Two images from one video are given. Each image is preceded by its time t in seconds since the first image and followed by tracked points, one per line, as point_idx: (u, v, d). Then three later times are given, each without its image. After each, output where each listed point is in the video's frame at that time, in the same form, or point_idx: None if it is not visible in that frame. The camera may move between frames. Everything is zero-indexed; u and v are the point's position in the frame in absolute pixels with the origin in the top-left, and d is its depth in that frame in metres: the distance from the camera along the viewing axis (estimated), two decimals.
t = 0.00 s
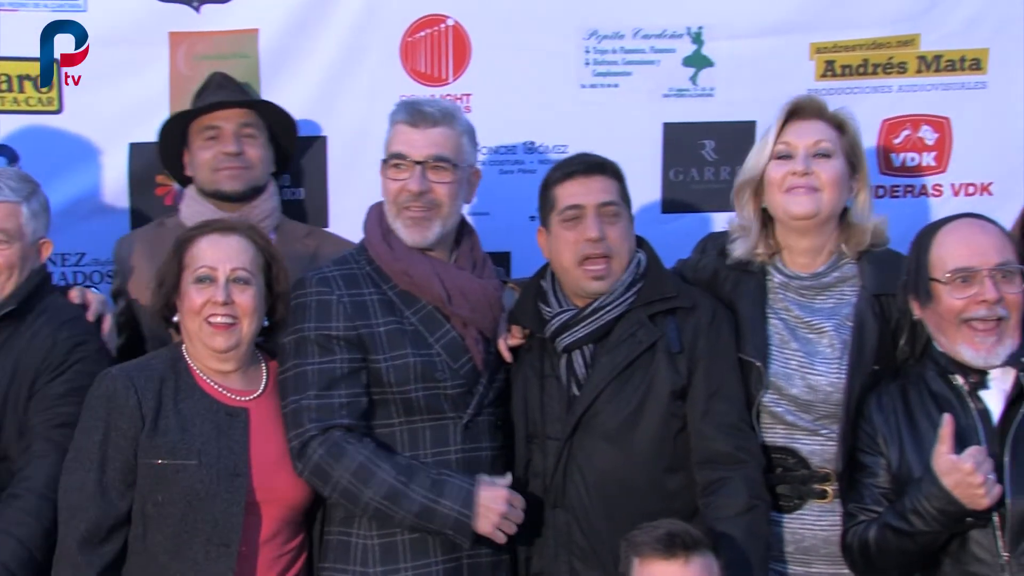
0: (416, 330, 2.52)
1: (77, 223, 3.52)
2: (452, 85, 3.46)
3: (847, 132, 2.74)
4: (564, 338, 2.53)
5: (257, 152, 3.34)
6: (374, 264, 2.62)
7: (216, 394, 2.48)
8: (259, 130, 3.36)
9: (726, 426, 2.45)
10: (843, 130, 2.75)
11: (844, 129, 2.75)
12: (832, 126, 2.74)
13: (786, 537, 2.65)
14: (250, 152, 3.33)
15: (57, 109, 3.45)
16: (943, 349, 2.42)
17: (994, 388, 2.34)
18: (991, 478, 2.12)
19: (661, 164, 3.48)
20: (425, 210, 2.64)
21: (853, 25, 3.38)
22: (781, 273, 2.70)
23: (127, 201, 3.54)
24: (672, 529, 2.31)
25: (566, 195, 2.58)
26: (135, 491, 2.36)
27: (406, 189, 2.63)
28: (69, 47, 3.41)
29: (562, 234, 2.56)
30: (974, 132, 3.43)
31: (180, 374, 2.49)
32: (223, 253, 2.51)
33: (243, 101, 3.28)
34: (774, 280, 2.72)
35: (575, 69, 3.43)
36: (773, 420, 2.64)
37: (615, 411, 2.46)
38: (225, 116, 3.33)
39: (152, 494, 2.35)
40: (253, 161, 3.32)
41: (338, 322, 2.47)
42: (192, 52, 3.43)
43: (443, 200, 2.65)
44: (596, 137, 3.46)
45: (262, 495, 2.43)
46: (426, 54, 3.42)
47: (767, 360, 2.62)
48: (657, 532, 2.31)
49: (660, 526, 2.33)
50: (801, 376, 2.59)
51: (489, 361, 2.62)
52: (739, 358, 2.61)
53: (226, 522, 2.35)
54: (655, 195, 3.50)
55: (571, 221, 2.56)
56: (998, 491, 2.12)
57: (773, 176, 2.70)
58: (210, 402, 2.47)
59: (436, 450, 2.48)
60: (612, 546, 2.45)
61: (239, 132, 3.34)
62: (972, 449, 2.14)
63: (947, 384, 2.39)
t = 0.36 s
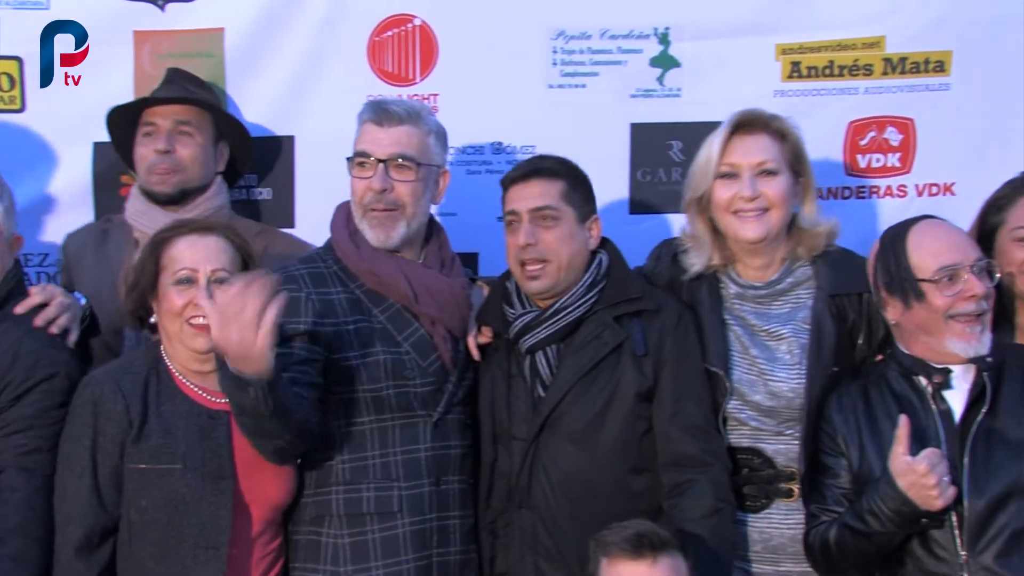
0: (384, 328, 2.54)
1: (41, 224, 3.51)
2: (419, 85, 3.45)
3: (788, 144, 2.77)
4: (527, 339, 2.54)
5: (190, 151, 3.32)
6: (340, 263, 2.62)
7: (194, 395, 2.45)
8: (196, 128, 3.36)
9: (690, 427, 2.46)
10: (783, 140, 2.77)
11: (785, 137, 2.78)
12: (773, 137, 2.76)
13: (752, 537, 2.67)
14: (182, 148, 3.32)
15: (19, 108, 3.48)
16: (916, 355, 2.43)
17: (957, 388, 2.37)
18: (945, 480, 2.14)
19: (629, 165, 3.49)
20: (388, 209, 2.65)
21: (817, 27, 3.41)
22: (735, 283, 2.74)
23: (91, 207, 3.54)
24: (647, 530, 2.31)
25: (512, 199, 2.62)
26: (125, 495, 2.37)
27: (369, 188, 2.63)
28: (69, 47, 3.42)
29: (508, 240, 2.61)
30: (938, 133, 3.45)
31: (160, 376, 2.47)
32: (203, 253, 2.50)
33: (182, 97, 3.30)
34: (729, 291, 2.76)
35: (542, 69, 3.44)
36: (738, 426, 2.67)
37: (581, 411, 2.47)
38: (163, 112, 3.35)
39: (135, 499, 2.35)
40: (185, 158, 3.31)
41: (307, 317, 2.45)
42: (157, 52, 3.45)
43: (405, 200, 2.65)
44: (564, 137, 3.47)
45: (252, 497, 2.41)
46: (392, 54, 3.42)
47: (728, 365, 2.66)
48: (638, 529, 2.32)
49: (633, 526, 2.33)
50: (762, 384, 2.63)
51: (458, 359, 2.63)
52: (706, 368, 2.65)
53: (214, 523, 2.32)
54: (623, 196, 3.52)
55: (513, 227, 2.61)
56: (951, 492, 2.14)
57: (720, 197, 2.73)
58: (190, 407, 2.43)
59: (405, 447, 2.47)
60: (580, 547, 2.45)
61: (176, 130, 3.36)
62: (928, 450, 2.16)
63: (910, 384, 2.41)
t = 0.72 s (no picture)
0: (361, 331, 2.52)
1: (6, 221, 3.51)
2: (387, 85, 3.47)
3: (739, 152, 2.78)
4: (497, 343, 2.55)
5: (159, 154, 3.29)
6: (317, 265, 2.60)
7: (160, 396, 2.46)
8: (163, 130, 3.31)
9: (658, 433, 2.47)
10: (734, 147, 2.78)
11: (736, 144, 2.78)
12: (725, 147, 2.76)
13: (720, 537, 2.69)
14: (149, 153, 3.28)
15: None
16: (879, 355, 2.45)
17: (918, 387, 2.41)
18: (910, 481, 2.17)
19: (597, 165, 3.51)
20: (385, 213, 2.65)
21: (783, 28, 3.43)
22: (698, 289, 2.76)
23: (55, 207, 3.53)
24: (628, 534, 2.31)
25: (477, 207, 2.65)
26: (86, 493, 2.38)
27: (368, 191, 2.62)
28: (69, 47, 3.44)
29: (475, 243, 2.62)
30: (906, 135, 3.46)
31: (125, 376, 2.48)
32: (168, 255, 2.49)
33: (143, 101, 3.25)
34: (693, 297, 2.77)
35: (510, 69, 3.45)
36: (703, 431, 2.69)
37: (550, 416, 2.47)
38: (129, 116, 3.31)
39: (97, 499, 2.35)
40: (151, 163, 3.27)
41: (282, 324, 2.44)
42: (123, 50, 3.46)
43: (401, 203, 2.66)
44: (532, 137, 3.48)
45: (213, 498, 2.42)
46: (360, 54, 3.43)
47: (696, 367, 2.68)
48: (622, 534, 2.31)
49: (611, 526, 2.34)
50: (727, 390, 2.64)
51: (432, 360, 2.62)
52: (677, 375, 2.66)
53: (175, 524, 2.33)
54: (591, 197, 3.54)
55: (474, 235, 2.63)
56: (917, 493, 2.17)
57: (675, 210, 2.75)
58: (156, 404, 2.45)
59: (376, 448, 2.48)
60: (543, 550, 2.46)
61: (145, 133, 3.31)
62: (895, 452, 2.21)
63: (872, 384, 2.44)
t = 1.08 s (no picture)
0: (332, 335, 2.50)
1: None
2: (350, 85, 3.48)
3: (704, 151, 2.79)
4: (463, 346, 2.54)
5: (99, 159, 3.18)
6: (288, 266, 2.58)
7: (113, 397, 2.44)
8: (86, 140, 3.19)
9: (622, 433, 2.49)
10: (699, 147, 2.79)
11: (701, 145, 2.79)
12: (690, 147, 2.77)
13: (683, 534, 2.71)
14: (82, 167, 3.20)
15: None
16: (840, 355, 2.47)
17: (879, 385, 2.45)
18: (874, 475, 2.20)
19: (560, 165, 3.52)
20: (365, 214, 2.63)
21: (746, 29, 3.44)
22: (663, 287, 2.78)
23: (14, 202, 3.56)
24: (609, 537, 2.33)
25: (448, 212, 2.59)
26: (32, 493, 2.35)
27: (350, 193, 2.60)
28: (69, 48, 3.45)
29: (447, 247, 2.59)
30: (867, 135, 3.48)
31: (76, 374, 2.45)
32: (120, 256, 2.47)
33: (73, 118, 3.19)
34: (658, 296, 2.78)
35: (473, 69, 3.46)
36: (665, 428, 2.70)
37: (514, 418, 2.48)
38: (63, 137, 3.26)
39: (41, 501, 2.33)
40: (87, 177, 3.20)
41: (255, 330, 2.40)
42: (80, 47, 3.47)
43: (385, 202, 2.66)
44: (495, 137, 3.49)
45: (160, 499, 2.41)
46: (323, 53, 3.43)
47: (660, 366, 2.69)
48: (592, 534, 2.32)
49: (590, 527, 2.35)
50: (691, 389, 2.66)
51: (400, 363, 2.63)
52: (640, 374, 2.66)
53: (121, 527, 2.33)
54: (554, 198, 3.55)
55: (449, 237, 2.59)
56: (880, 487, 2.21)
57: (644, 213, 2.76)
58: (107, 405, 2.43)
59: (341, 452, 2.48)
60: (507, 551, 2.46)
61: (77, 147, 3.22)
62: (858, 445, 2.24)
63: (834, 382, 2.45)
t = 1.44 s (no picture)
0: (285, 336, 2.49)
1: None
2: (308, 84, 3.47)
3: (669, 155, 2.82)
4: (424, 347, 2.54)
5: (88, 155, 3.22)
6: (242, 267, 2.57)
7: (62, 400, 2.39)
8: (91, 128, 3.24)
9: (583, 433, 2.50)
10: (664, 150, 2.82)
11: (665, 148, 2.83)
12: (656, 150, 2.80)
13: (643, 534, 2.71)
14: (77, 153, 3.21)
15: None
16: (796, 355, 2.49)
17: (834, 385, 2.46)
18: (828, 476, 2.23)
19: (519, 165, 3.53)
20: (320, 217, 2.61)
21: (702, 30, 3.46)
22: (624, 289, 2.80)
23: None
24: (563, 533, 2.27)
25: (415, 213, 2.56)
26: None
27: (305, 197, 2.58)
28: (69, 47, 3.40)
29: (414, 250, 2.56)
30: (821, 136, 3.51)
31: (25, 380, 2.40)
32: (79, 257, 2.46)
33: (69, 101, 3.18)
34: (618, 298, 2.81)
35: (431, 68, 3.46)
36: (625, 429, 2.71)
37: (473, 420, 2.48)
38: (52, 118, 3.23)
39: None
40: (80, 163, 3.20)
41: (206, 331, 2.40)
42: (27, 44, 3.44)
43: (340, 205, 2.65)
44: (453, 137, 3.49)
45: (110, 503, 2.38)
46: (280, 53, 3.42)
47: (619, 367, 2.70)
48: (540, 532, 2.26)
49: (544, 523, 2.30)
50: (650, 391, 2.67)
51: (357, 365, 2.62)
52: (600, 376, 2.68)
53: (69, 532, 2.31)
54: (513, 198, 3.56)
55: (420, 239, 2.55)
56: (835, 488, 2.23)
57: (612, 215, 2.76)
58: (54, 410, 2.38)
59: (295, 454, 2.47)
60: (467, 551, 2.47)
61: (71, 133, 3.23)
62: (814, 448, 2.25)
63: (790, 381, 2.48)
